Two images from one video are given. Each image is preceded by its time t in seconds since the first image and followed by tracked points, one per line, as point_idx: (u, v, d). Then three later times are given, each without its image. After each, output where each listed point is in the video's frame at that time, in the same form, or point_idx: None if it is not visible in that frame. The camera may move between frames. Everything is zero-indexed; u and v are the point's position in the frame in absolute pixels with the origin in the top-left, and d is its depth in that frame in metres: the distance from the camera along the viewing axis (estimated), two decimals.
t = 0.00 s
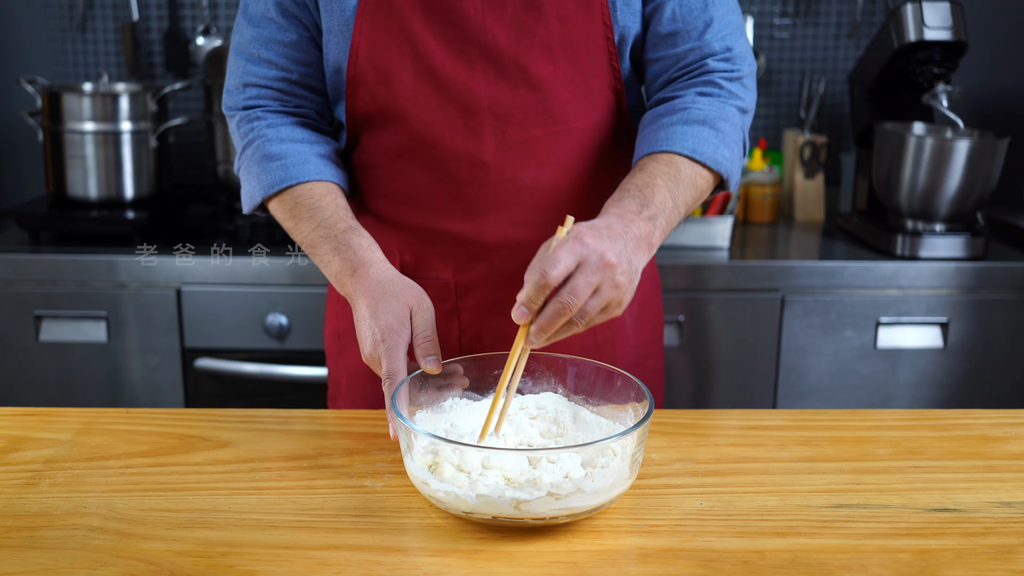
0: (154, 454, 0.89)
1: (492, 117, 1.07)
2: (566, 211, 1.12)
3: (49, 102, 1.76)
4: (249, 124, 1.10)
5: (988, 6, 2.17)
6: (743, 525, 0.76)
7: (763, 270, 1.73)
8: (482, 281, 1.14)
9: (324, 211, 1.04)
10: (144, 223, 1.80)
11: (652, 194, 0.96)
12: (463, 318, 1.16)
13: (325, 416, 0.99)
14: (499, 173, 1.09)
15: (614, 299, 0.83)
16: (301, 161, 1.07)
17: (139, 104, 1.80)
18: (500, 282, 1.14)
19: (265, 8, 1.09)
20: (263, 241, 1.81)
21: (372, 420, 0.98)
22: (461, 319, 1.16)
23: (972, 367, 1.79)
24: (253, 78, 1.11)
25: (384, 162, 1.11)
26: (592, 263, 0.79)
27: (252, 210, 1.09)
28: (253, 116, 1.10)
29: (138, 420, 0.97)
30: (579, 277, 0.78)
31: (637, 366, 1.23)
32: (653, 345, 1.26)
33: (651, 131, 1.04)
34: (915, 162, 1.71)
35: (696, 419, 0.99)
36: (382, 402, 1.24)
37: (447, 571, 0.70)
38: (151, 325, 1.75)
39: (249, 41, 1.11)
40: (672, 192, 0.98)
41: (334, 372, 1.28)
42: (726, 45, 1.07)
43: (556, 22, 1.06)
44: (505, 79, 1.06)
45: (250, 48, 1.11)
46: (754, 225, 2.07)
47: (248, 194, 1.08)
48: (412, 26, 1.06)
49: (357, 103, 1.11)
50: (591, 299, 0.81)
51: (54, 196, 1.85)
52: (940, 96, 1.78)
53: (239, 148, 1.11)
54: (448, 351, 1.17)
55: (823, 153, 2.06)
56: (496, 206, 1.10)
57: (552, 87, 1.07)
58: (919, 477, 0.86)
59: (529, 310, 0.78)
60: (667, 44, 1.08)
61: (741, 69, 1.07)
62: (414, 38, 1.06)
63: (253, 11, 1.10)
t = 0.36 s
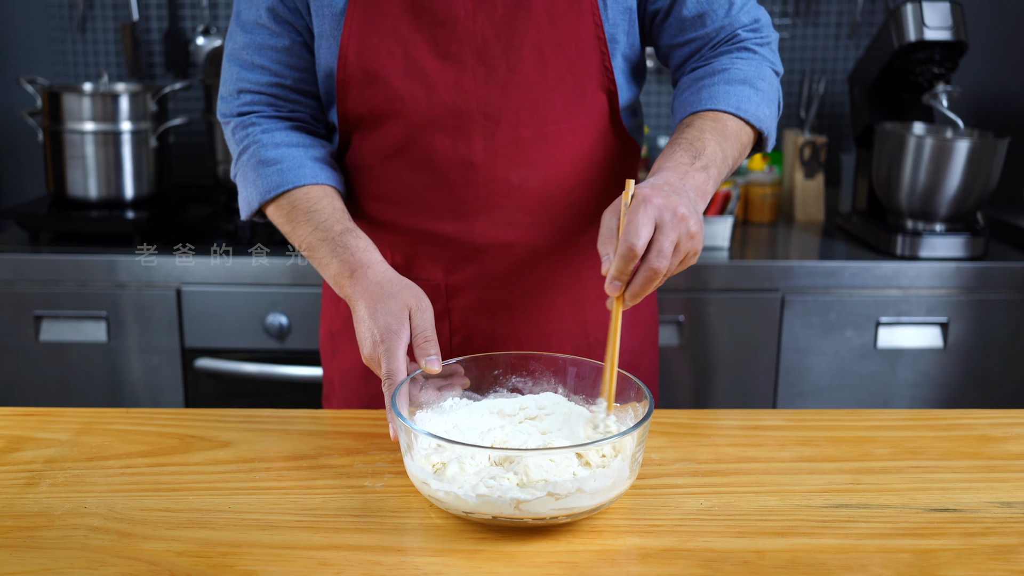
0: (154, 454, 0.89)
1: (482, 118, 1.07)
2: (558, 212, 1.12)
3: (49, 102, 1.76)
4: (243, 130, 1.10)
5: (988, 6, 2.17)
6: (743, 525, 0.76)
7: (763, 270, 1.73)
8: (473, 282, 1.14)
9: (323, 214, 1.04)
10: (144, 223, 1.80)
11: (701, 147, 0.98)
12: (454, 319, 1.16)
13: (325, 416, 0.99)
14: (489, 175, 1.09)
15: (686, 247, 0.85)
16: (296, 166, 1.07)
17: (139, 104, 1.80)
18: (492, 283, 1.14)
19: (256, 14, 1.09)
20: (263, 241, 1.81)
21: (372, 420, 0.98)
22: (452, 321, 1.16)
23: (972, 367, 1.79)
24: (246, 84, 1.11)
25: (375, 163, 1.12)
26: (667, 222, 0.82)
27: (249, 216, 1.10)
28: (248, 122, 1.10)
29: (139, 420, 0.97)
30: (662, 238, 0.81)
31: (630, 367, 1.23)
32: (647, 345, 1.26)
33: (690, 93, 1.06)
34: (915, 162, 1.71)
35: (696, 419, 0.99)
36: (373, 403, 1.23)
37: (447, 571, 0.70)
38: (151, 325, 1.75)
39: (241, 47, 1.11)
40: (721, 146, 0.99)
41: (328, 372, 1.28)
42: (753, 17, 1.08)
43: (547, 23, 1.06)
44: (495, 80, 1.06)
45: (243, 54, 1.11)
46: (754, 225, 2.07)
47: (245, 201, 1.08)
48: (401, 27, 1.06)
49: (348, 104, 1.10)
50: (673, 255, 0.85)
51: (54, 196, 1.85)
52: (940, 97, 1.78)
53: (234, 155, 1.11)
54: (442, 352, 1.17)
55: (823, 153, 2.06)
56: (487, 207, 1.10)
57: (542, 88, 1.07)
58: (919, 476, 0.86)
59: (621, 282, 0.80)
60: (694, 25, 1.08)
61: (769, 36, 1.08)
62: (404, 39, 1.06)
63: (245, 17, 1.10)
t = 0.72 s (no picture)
0: (154, 454, 0.89)
1: (481, 119, 1.07)
2: (557, 210, 1.12)
3: (49, 102, 1.76)
4: (238, 127, 1.09)
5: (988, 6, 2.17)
6: (743, 525, 0.76)
7: (763, 270, 1.73)
8: (474, 281, 1.14)
9: (319, 216, 1.04)
10: (144, 223, 1.80)
11: (641, 191, 0.97)
12: (454, 318, 1.16)
13: (324, 416, 0.99)
14: (489, 174, 1.09)
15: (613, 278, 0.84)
16: (292, 163, 1.06)
17: (139, 104, 1.80)
18: (492, 282, 1.14)
19: (251, 10, 1.09)
20: (263, 241, 1.81)
21: (372, 420, 0.98)
22: (453, 320, 1.16)
23: (972, 367, 1.79)
24: (241, 80, 1.10)
25: (374, 164, 1.11)
26: (598, 258, 0.81)
27: (244, 213, 1.09)
28: (243, 119, 1.09)
29: (138, 420, 0.97)
30: (591, 270, 0.79)
31: (629, 365, 1.23)
32: (645, 343, 1.26)
33: (637, 129, 1.05)
34: (915, 162, 1.71)
35: (696, 419, 0.99)
36: (372, 403, 1.24)
37: (447, 571, 0.70)
38: (151, 325, 1.75)
39: (236, 43, 1.10)
40: (662, 190, 0.99)
41: (326, 373, 1.28)
42: (710, 46, 1.07)
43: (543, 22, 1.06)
44: (493, 80, 1.06)
45: (238, 50, 1.10)
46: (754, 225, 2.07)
47: (239, 197, 1.08)
48: (398, 28, 1.06)
49: (345, 105, 1.10)
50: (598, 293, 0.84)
51: (54, 196, 1.85)
52: (940, 97, 1.78)
53: (228, 152, 1.11)
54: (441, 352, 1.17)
55: (823, 153, 2.06)
56: (486, 207, 1.10)
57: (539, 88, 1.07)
58: (919, 477, 0.86)
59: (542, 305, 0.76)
60: (651, 44, 1.09)
61: (726, 69, 1.08)
62: (401, 39, 1.06)
63: (240, 13, 1.10)
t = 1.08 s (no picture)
0: (154, 454, 0.89)
1: (479, 118, 1.07)
2: (556, 211, 1.12)
3: (49, 102, 1.76)
4: (240, 123, 1.09)
5: (988, 7, 2.17)
6: (744, 525, 0.77)
7: (763, 270, 1.73)
8: (471, 282, 1.14)
9: (324, 209, 1.04)
10: (144, 223, 1.80)
11: (624, 198, 0.93)
12: (451, 318, 1.16)
13: (324, 416, 0.99)
14: (486, 175, 1.09)
15: (577, 293, 0.78)
16: (293, 161, 1.06)
17: (139, 104, 1.80)
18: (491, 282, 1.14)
19: (253, 6, 1.10)
20: (263, 241, 1.81)
21: (372, 420, 0.98)
22: (450, 320, 1.16)
23: (972, 367, 1.79)
24: (242, 77, 1.10)
25: (373, 163, 1.12)
26: (545, 253, 0.75)
27: (244, 209, 1.09)
28: (244, 116, 1.09)
29: (139, 420, 0.97)
30: (532, 267, 0.74)
31: (625, 365, 1.23)
32: (642, 345, 1.26)
33: (630, 135, 1.02)
34: (915, 162, 1.71)
35: (696, 419, 0.99)
36: (369, 403, 1.24)
37: (447, 571, 0.70)
38: (151, 325, 1.75)
39: (238, 40, 1.11)
40: (648, 195, 0.94)
41: (325, 374, 1.28)
42: (708, 43, 1.03)
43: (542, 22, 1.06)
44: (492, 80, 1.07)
45: (240, 47, 1.11)
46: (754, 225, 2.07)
47: (240, 194, 1.08)
48: (398, 27, 1.06)
49: (346, 103, 1.11)
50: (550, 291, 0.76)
51: (54, 196, 1.85)
52: (940, 97, 1.78)
53: (229, 148, 1.11)
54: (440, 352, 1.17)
55: (823, 153, 2.06)
56: (484, 207, 1.10)
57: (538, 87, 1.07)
58: (919, 477, 0.86)
59: (489, 306, 0.75)
60: (649, 43, 1.06)
61: (724, 67, 1.03)
62: (400, 38, 1.06)
63: (241, 9, 1.11)
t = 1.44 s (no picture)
0: (154, 454, 0.89)
1: (477, 119, 1.07)
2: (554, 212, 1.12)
3: (49, 102, 1.76)
4: (243, 122, 1.09)
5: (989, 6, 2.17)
6: (744, 525, 0.77)
7: (763, 270, 1.73)
8: (468, 282, 1.14)
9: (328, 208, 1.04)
10: (144, 223, 1.80)
11: (629, 165, 0.96)
12: (448, 318, 1.16)
13: (324, 416, 0.99)
14: (484, 175, 1.09)
15: (568, 262, 0.83)
16: (295, 160, 1.06)
17: (139, 104, 1.80)
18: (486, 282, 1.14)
19: (256, 5, 1.10)
20: (263, 241, 1.81)
21: (372, 420, 0.98)
22: (447, 320, 1.16)
23: (972, 367, 1.79)
24: (246, 75, 1.10)
25: (372, 162, 1.12)
26: (532, 229, 0.82)
27: (247, 208, 1.09)
28: (247, 115, 1.10)
29: (138, 420, 0.97)
30: (521, 247, 0.80)
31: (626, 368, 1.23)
32: (645, 346, 1.26)
33: (651, 112, 1.04)
34: (915, 162, 1.71)
35: (696, 419, 0.99)
36: (369, 401, 1.24)
37: (447, 571, 0.70)
38: (151, 325, 1.75)
39: (240, 38, 1.11)
40: (655, 164, 0.97)
41: (326, 371, 1.28)
42: (732, 30, 1.04)
43: (543, 23, 1.06)
44: (491, 81, 1.06)
45: (242, 45, 1.11)
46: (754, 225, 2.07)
47: (243, 193, 1.08)
48: (397, 26, 1.06)
49: (346, 102, 1.11)
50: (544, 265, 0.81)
51: (54, 196, 1.85)
52: (940, 97, 1.78)
53: (233, 147, 1.11)
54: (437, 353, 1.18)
55: (823, 153, 2.06)
56: (482, 208, 1.10)
57: (538, 89, 1.07)
58: (919, 477, 0.86)
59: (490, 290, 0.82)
60: (674, 35, 1.06)
61: (750, 51, 1.03)
62: (400, 38, 1.06)
63: (244, 7, 1.10)
